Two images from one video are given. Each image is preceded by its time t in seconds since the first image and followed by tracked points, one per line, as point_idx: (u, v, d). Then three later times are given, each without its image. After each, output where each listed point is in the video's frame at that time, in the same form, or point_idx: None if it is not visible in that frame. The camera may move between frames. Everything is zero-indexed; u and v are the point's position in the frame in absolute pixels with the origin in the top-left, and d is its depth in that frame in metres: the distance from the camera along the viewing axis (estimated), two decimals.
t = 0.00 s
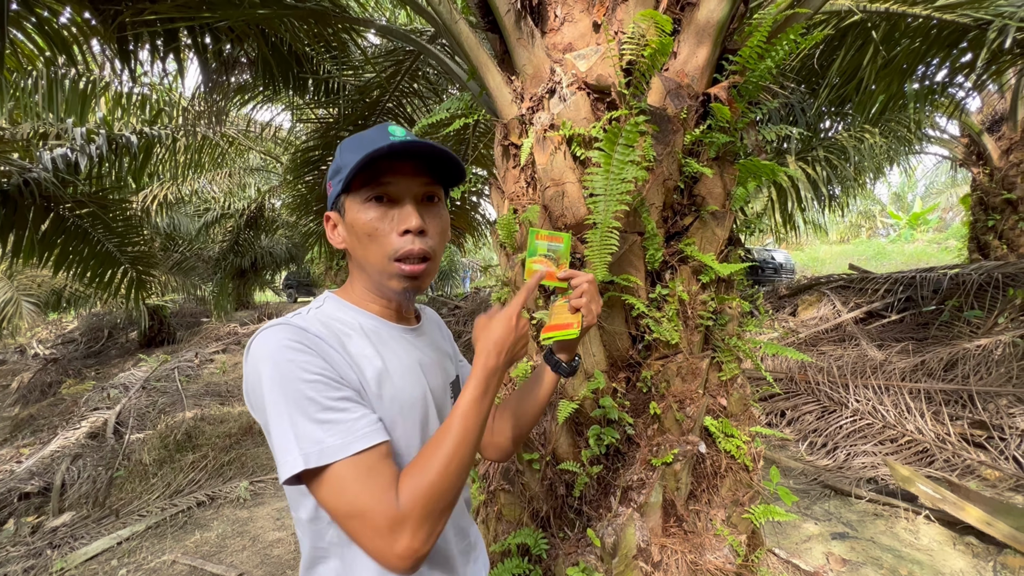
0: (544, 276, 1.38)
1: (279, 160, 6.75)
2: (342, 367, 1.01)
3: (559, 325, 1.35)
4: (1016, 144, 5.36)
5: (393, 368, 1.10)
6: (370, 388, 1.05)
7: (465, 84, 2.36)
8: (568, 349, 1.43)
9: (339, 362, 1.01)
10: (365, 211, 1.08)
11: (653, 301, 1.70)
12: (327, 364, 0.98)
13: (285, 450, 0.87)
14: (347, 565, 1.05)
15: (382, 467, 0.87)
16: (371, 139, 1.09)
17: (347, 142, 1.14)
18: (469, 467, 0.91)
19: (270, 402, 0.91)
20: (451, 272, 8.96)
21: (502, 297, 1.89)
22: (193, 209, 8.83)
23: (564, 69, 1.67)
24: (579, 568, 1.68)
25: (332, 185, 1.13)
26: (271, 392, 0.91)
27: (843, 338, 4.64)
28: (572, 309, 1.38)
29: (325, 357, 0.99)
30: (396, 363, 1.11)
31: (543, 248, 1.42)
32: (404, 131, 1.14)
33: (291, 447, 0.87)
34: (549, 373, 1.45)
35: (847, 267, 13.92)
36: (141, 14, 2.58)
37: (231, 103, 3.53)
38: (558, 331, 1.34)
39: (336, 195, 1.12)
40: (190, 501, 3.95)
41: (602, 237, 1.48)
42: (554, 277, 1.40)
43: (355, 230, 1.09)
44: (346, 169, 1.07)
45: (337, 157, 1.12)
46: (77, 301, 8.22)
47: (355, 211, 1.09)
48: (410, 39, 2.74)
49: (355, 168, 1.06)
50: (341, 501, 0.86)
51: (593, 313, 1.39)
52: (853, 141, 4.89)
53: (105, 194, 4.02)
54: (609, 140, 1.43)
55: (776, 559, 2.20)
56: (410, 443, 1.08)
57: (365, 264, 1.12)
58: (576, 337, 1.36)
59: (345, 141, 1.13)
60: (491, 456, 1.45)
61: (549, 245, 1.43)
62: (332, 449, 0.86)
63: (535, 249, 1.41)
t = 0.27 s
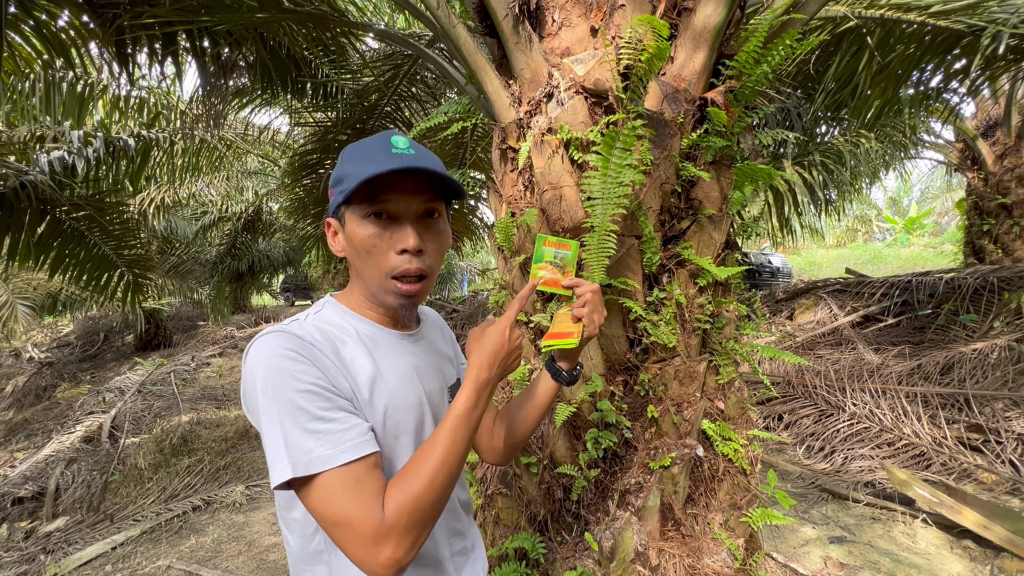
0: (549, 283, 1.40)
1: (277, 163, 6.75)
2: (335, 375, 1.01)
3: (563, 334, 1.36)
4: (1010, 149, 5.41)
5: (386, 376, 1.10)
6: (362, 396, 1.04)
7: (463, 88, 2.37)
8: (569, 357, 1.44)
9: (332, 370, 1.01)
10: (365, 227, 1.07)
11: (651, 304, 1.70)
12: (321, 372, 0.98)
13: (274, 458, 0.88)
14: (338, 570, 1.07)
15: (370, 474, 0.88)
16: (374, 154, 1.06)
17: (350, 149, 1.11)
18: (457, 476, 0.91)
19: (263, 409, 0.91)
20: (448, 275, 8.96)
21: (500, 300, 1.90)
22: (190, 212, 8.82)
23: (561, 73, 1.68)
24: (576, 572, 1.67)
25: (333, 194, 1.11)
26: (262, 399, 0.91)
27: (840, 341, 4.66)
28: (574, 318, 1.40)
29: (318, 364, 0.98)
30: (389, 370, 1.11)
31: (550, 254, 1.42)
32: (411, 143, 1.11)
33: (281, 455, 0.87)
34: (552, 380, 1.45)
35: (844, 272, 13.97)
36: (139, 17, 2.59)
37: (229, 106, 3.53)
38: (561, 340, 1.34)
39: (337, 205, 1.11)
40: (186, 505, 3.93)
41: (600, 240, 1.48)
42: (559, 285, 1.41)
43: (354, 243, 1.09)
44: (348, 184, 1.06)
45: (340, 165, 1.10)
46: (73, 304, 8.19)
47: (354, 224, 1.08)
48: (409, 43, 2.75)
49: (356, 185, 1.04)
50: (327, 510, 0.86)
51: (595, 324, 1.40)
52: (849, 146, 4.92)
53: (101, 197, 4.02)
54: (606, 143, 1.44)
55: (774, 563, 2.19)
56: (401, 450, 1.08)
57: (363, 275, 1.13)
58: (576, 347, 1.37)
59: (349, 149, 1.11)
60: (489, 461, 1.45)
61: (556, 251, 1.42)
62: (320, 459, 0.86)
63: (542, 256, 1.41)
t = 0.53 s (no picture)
0: (555, 295, 1.43)
1: (274, 169, 6.75)
2: (340, 387, 1.00)
3: (561, 345, 1.36)
4: (1001, 158, 5.47)
5: (390, 385, 1.09)
6: (365, 406, 1.04)
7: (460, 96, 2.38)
8: (569, 370, 1.45)
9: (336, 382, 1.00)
10: (420, 234, 1.06)
11: (647, 311, 1.71)
12: (326, 384, 0.97)
13: (278, 473, 0.87)
14: None
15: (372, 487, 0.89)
16: (412, 161, 1.06)
17: (370, 160, 1.04)
18: (456, 494, 0.93)
19: (267, 422, 0.90)
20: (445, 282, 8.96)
21: (497, 307, 1.90)
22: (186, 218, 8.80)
23: (558, 83, 1.69)
24: None
25: (369, 207, 1.02)
26: (267, 412, 0.90)
27: (835, 348, 4.67)
28: (576, 332, 1.39)
29: (323, 375, 0.98)
30: (393, 379, 1.10)
31: (558, 267, 1.46)
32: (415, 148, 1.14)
33: (285, 470, 0.87)
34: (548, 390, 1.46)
35: (838, 279, 14.04)
36: (137, 25, 2.60)
37: (227, 113, 3.54)
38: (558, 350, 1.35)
39: (376, 218, 1.03)
40: (178, 514, 3.89)
41: (596, 248, 1.49)
42: (565, 298, 1.44)
43: (405, 253, 1.06)
44: (400, 194, 1.02)
45: (364, 174, 1.02)
46: (67, 311, 8.14)
47: (405, 234, 1.05)
48: (406, 51, 2.77)
49: (419, 195, 1.03)
50: (326, 524, 0.86)
51: (596, 340, 1.40)
52: (843, 154, 4.96)
53: (97, 203, 4.01)
54: (603, 152, 1.45)
55: (771, 571, 2.19)
56: (402, 459, 1.08)
57: (406, 284, 1.10)
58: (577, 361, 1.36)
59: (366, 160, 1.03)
60: (482, 465, 1.44)
61: (565, 265, 1.46)
62: (324, 475, 0.86)
63: (549, 268, 1.45)
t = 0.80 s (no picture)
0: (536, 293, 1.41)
1: (270, 179, 6.75)
2: (369, 402, 0.98)
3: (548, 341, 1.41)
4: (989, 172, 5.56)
5: (407, 392, 1.09)
6: (392, 419, 1.02)
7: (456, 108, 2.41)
8: (550, 362, 1.47)
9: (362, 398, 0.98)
10: (429, 222, 1.15)
11: (642, 322, 1.72)
12: (357, 401, 0.95)
13: (328, 503, 0.85)
14: None
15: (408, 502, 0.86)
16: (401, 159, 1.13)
17: (367, 162, 1.05)
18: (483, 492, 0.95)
19: (304, 448, 0.87)
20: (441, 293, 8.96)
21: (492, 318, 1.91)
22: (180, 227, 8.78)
23: (553, 96, 1.71)
24: None
25: (389, 207, 1.04)
26: (303, 437, 0.87)
27: (829, 359, 4.69)
28: (561, 327, 1.44)
29: (353, 393, 0.95)
30: (410, 388, 1.10)
31: (537, 265, 1.44)
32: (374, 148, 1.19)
33: (334, 498, 0.84)
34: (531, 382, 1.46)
35: (831, 290, 14.14)
36: (135, 36, 2.62)
37: (223, 123, 3.55)
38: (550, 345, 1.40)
39: (397, 216, 1.06)
40: (167, 528, 3.83)
41: (591, 259, 1.50)
42: (546, 295, 1.42)
43: (425, 243, 1.12)
44: (410, 188, 1.10)
45: (367, 176, 1.03)
46: (58, 320, 8.07)
47: (420, 226, 1.12)
48: (403, 64, 2.80)
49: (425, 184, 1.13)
50: (374, 546, 0.85)
51: (579, 332, 1.46)
52: (834, 167, 5.03)
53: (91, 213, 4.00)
54: (597, 164, 1.46)
55: None
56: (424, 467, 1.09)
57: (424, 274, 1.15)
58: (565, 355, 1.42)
59: (366, 163, 1.04)
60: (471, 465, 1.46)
61: (543, 262, 1.45)
62: (371, 496, 0.84)
63: (529, 267, 1.43)
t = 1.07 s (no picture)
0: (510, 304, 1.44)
1: (263, 195, 6.76)
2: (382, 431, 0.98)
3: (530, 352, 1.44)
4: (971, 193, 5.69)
5: (410, 416, 1.11)
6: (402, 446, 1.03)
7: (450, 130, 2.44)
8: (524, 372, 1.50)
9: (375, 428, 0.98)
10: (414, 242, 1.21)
11: (634, 343, 1.73)
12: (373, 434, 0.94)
13: (365, 543, 0.84)
14: None
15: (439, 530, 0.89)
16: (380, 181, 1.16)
17: (352, 185, 1.05)
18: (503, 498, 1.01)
19: (330, 491, 0.85)
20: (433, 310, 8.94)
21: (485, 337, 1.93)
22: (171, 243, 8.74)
23: (546, 120, 1.74)
24: None
25: (383, 229, 1.07)
26: (328, 479, 0.86)
27: (820, 376, 4.72)
28: (536, 337, 1.49)
29: (368, 426, 0.95)
30: (410, 411, 1.12)
31: (510, 277, 1.48)
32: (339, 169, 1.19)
33: (368, 538, 0.84)
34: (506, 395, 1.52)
35: (820, 306, 14.27)
36: (131, 54, 2.64)
37: (218, 140, 3.58)
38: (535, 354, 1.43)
39: (392, 239, 1.09)
40: (150, 552, 3.69)
41: (583, 281, 1.52)
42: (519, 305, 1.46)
43: (414, 263, 1.18)
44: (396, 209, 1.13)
45: (357, 200, 1.04)
46: (44, 337, 7.95)
47: (407, 248, 1.17)
48: (397, 85, 2.84)
49: (408, 205, 1.19)
50: None
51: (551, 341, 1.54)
52: (821, 187, 5.13)
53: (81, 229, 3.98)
54: (589, 188, 1.48)
55: None
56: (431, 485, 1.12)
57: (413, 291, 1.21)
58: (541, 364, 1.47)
59: (353, 186, 1.05)
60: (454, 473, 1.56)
61: (515, 274, 1.49)
62: (405, 530, 0.86)
63: (502, 279, 1.47)
